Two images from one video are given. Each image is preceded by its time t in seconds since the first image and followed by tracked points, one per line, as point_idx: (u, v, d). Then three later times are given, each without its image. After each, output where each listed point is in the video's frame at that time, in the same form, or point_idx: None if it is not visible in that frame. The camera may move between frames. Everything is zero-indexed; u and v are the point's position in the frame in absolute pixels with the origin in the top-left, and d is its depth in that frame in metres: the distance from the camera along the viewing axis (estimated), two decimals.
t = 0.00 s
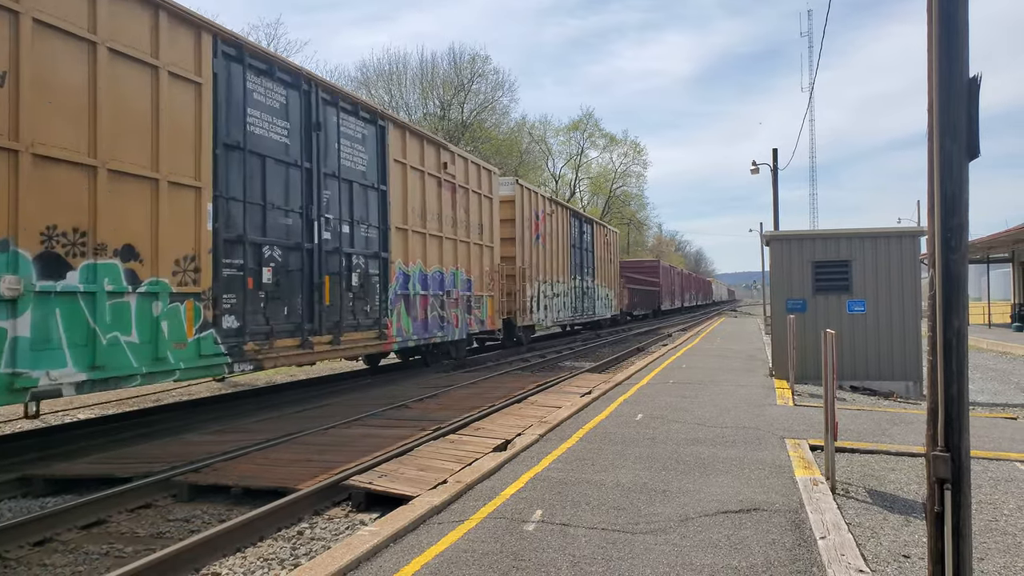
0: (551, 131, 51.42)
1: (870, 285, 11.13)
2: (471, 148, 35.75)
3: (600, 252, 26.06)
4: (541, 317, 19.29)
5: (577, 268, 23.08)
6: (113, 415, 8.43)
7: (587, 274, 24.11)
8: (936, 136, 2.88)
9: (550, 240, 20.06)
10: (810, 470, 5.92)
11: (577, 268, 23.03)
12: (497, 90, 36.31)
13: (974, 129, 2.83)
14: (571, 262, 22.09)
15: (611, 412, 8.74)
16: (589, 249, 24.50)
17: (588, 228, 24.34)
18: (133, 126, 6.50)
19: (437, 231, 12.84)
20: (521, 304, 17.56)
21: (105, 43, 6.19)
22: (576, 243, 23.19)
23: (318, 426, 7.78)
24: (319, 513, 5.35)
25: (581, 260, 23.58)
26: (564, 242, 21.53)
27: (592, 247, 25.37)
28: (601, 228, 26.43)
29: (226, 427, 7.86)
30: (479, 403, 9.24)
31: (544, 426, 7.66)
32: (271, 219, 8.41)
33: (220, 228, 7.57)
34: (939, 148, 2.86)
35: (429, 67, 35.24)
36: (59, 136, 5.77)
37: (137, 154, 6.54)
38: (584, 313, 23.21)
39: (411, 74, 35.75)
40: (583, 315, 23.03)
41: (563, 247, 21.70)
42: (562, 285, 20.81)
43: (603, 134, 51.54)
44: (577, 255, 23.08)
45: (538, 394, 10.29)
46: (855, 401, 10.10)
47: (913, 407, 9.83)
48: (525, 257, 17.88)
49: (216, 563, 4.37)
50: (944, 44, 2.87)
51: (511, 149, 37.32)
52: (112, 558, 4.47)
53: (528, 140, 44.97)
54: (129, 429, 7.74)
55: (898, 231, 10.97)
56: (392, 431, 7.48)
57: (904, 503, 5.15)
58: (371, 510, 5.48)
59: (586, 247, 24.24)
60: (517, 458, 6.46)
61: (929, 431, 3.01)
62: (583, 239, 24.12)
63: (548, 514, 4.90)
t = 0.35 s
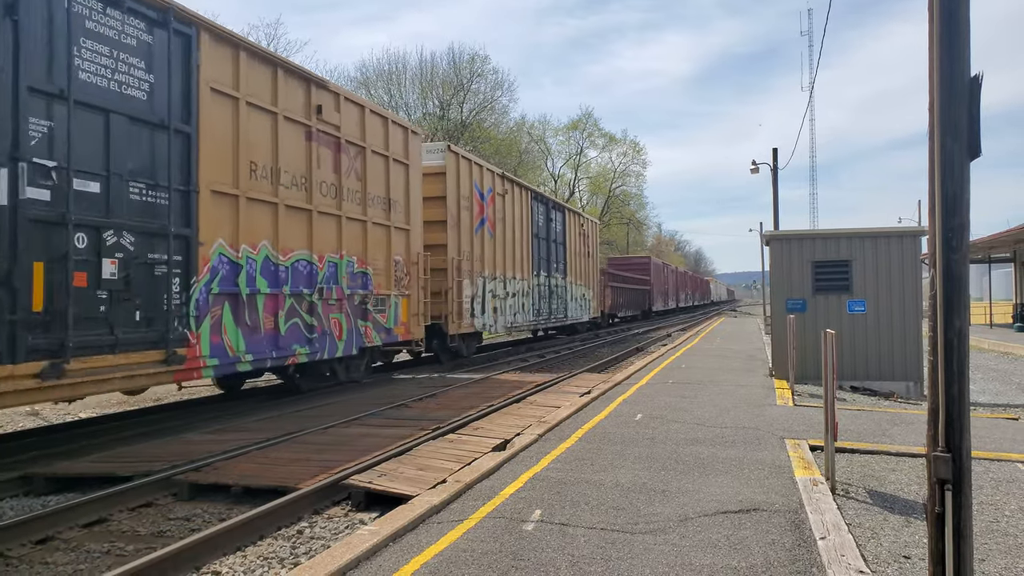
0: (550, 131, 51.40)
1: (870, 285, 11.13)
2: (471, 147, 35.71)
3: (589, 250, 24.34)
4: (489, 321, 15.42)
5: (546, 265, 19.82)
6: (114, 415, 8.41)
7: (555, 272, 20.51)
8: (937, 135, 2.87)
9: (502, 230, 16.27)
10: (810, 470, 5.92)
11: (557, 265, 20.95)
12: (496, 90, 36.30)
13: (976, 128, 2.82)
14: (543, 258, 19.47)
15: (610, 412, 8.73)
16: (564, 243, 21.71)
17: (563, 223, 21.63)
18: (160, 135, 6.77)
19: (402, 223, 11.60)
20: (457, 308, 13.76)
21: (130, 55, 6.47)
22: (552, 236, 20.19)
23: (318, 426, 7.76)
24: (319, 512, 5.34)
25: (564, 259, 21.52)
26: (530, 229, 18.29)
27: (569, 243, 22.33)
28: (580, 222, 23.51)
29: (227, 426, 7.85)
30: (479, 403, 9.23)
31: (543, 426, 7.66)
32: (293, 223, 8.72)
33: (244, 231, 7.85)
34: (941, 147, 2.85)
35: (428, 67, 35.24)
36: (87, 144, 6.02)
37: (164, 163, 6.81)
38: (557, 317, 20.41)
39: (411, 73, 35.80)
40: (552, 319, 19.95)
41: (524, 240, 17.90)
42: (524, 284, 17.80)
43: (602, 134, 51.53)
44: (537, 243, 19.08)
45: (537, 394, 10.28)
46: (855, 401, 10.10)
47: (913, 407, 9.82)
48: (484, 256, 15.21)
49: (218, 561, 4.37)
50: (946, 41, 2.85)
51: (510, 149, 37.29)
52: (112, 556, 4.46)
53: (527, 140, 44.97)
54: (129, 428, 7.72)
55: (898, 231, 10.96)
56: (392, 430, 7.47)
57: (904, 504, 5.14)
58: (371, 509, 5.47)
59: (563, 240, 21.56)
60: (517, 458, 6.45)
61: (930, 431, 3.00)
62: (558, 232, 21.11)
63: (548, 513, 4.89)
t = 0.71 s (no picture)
0: (551, 131, 51.40)
1: (871, 284, 11.13)
2: (471, 147, 35.66)
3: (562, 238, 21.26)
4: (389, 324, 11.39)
5: (490, 256, 15.63)
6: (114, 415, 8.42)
7: (510, 265, 16.77)
8: (936, 135, 2.87)
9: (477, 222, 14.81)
10: (811, 469, 5.92)
11: (496, 253, 15.97)
12: (496, 90, 36.29)
13: (974, 128, 2.82)
14: (479, 247, 14.86)
15: (611, 412, 8.72)
16: (518, 231, 17.35)
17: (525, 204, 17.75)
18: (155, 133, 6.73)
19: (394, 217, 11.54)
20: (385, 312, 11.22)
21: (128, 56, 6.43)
22: (491, 217, 15.63)
23: (318, 426, 7.77)
24: (320, 512, 5.35)
25: (522, 247, 17.63)
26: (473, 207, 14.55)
27: (534, 232, 18.44)
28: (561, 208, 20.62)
29: (228, 426, 7.87)
30: (479, 403, 9.23)
31: (544, 426, 7.66)
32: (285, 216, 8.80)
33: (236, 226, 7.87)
34: (939, 147, 2.85)
35: (428, 67, 35.25)
36: (90, 145, 6.01)
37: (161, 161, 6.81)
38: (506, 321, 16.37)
39: (410, 74, 35.82)
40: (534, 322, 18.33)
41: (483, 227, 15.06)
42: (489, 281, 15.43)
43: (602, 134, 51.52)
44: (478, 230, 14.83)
45: (537, 394, 10.28)
46: (855, 401, 10.10)
47: (914, 406, 9.82)
48: (433, 248, 12.74)
49: (219, 562, 4.37)
50: (944, 39, 2.86)
51: (510, 149, 37.28)
52: (114, 557, 4.47)
53: (527, 139, 44.98)
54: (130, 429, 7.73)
55: (898, 231, 10.96)
56: (392, 430, 7.47)
57: (905, 503, 5.14)
58: (371, 509, 5.47)
59: (517, 225, 17.24)
60: (517, 458, 6.45)
61: (929, 430, 3.00)
62: (511, 215, 16.77)
63: (548, 513, 4.89)
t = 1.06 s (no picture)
0: (551, 131, 51.39)
1: (872, 285, 11.12)
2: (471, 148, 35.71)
3: (519, 222, 17.12)
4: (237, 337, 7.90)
5: (400, 242, 11.44)
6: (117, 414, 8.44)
7: (456, 260, 13.50)
8: (937, 135, 2.87)
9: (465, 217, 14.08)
10: (812, 470, 5.92)
11: (418, 240, 12.04)
12: (496, 90, 36.28)
13: (976, 128, 2.82)
14: (383, 231, 10.95)
15: (611, 412, 8.73)
16: (442, 208, 12.94)
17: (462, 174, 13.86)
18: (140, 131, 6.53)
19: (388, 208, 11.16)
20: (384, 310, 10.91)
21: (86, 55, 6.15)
22: (399, 186, 11.55)
23: (318, 426, 7.76)
24: (321, 512, 5.35)
25: (463, 233, 13.81)
26: (381, 177, 10.93)
27: (474, 204, 14.43)
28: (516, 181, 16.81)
29: (229, 426, 7.88)
30: (480, 403, 9.23)
31: (545, 426, 7.66)
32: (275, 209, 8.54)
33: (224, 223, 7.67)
34: (941, 147, 2.85)
35: (429, 67, 35.29)
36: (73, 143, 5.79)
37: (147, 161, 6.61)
38: (433, 327, 12.51)
39: (411, 74, 35.83)
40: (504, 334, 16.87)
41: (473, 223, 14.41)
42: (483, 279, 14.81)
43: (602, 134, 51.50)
44: (394, 209, 11.31)
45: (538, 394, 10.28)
46: (856, 401, 10.09)
47: (915, 407, 9.81)
48: (350, 235, 10.00)
49: (220, 561, 4.37)
50: (945, 38, 2.86)
51: (511, 149, 37.26)
52: (116, 556, 4.47)
53: (528, 139, 45.00)
54: (132, 428, 7.74)
55: (900, 231, 10.96)
56: (393, 430, 7.47)
57: (906, 504, 5.14)
58: (372, 509, 5.48)
59: (435, 199, 12.68)
60: (518, 458, 6.45)
61: (931, 431, 3.00)
62: (439, 189, 12.86)
63: (549, 513, 4.89)
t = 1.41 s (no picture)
0: (553, 131, 51.40)
1: (874, 284, 11.11)
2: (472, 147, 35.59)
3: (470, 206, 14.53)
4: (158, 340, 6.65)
5: (228, 215, 7.66)
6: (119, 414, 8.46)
7: (343, 246, 9.86)
8: (940, 135, 2.87)
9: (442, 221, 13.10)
10: (813, 469, 5.91)
11: (263, 213, 8.24)
12: (497, 89, 36.30)
13: (979, 127, 2.81)
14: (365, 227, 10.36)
15: (613, 412, 8.72)
16: (317, 170, 9.31)
17: (383, 143, 11.04)
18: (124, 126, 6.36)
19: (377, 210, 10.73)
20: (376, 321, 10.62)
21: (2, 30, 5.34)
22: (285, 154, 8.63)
23: (319, 425, 7.75)
24: (321, 511, 5.35)
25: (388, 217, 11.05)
26: (216, 126, 7.51)
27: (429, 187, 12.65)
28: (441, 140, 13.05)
29: (230, 425, 7.88)
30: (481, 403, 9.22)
31: (546, 425, 7.66)
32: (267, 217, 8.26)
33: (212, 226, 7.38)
34: (943, 146, 2.85)
35: (429, 67, 35.36)
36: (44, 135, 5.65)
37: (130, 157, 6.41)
38: (346, 338, 9.77)
39: (412, 74, 35.87)
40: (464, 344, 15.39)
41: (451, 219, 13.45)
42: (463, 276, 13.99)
43: (604, 134, 51.50)
44: (210, 163, 7.39)
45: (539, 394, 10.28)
46: (857, 401, 10.08)
47: (917, 407, 9.80)
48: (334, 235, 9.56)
49: (221, 560, 4.37)
50: (947, 37, 2.85)
51: (513, 149, 37.26)
52: (117, 555, 4.47)
53: (529, 138, 45.02)
54: (133, 428, 7.76)
55: (901, 231, 10.94)
56: (393, 429, 7.47)
57: (908, 504, 5.13)
58: (373, 508, 5.48)
59: (300, 155, 8.98)
60: (519, 457, 6.45)
61: (933, 431, 2.99)
62: (307, 143, 9.15)
63: (550, 513, 4.89)
